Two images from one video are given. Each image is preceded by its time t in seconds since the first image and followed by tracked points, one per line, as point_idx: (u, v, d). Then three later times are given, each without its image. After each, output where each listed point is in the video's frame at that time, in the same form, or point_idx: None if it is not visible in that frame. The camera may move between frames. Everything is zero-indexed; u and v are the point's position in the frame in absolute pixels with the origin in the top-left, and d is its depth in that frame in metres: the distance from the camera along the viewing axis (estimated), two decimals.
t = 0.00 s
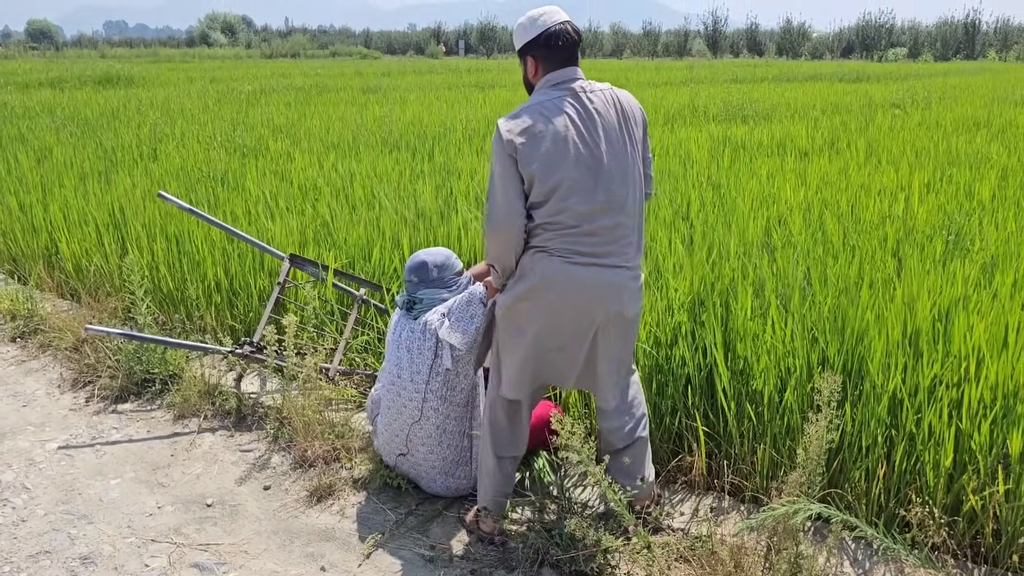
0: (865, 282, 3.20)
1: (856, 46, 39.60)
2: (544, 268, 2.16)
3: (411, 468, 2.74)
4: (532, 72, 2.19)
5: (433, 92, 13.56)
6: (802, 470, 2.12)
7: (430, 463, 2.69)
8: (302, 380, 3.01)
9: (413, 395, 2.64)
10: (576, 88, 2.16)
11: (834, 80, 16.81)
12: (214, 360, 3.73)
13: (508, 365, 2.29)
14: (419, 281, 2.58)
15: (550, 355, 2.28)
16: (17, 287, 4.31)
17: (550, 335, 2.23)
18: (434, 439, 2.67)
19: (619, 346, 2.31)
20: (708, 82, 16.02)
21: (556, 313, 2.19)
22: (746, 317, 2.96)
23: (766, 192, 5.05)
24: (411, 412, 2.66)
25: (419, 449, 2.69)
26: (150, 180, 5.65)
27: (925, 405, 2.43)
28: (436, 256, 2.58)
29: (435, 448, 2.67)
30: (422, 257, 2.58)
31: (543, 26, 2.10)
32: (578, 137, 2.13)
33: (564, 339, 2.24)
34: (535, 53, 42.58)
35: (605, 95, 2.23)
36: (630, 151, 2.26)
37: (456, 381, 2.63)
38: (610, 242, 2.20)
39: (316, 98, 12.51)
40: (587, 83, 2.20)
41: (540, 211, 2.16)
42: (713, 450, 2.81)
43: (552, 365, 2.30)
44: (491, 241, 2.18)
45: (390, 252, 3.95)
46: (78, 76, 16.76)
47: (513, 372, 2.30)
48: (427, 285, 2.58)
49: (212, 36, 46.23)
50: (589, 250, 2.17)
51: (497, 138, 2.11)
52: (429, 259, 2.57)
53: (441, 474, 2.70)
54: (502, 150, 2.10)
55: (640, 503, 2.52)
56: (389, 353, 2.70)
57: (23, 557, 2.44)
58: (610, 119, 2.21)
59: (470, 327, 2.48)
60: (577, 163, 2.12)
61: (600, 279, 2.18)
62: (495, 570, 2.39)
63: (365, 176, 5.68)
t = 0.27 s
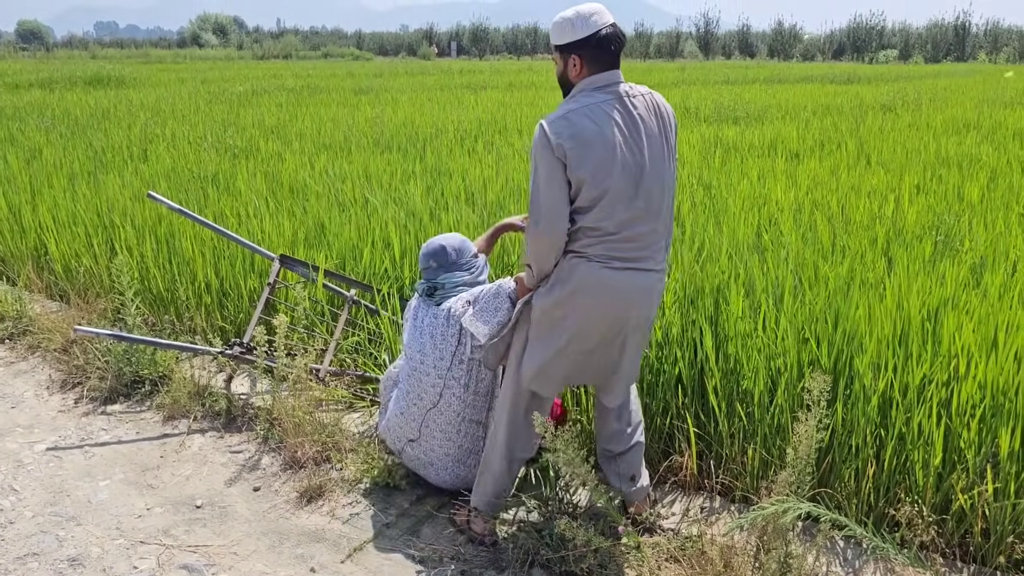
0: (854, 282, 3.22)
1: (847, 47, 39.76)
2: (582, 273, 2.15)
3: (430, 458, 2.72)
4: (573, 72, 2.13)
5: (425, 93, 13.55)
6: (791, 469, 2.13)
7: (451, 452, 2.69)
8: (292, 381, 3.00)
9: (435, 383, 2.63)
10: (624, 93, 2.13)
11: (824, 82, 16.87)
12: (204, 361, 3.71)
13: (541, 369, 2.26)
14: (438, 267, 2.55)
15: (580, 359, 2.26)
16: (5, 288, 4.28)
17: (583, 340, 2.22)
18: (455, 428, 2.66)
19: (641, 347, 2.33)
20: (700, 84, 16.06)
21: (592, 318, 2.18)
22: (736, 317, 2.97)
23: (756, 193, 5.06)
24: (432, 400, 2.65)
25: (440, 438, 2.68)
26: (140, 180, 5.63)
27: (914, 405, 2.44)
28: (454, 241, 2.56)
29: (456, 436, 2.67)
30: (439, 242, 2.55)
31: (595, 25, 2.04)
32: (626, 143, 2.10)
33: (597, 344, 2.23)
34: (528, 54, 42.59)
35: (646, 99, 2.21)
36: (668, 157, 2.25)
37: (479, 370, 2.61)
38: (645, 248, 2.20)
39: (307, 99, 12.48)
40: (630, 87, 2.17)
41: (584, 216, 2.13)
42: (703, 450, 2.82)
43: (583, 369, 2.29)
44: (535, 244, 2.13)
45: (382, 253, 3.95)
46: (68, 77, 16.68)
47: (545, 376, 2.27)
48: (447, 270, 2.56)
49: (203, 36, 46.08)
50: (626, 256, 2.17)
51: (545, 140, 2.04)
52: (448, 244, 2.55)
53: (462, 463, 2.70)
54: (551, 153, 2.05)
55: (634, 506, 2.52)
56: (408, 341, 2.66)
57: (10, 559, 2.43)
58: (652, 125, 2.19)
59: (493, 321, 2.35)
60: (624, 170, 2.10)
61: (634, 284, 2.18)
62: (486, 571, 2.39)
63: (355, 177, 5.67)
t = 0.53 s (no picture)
0: (843, 284, 3.23)
1: (837, 49, 39.95)
2: (597, 278, 2.15)
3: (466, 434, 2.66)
4: (569, 71, 2.09)
5: (416, 94, 13.55)
6: (780, 470, 2.13)
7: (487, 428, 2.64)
8: (283, 383, 3.00)
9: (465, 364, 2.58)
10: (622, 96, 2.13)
11: (815, 84, 16.94)
12: (195, 363, 3.70)
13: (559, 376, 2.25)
14: (459, 241, 2.53)
15: (597, 363, 2.25)
16: None
17: (600, 343, 2.21)
18: (490, 407, 2.61)
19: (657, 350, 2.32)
20: (691, 85, 16.11)
21: (607, 322, 2.18)
22: (726, 318, 2.98)
23: (746, 195, 5.09)
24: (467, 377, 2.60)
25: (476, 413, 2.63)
26: (129, 182, 5.61)
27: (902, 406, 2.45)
28: (475, 214, 2.55)
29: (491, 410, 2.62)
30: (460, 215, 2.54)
31: (597, 28, 2.00)
32: (629, 147, 2.11)
33: (613, 348, 2.23)
34: (520, 57, 42.62)
35: (641, 100, 2.21)
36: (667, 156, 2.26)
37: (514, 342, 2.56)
38: (655, 249, 2.20)
39: (299, 101, 12.46)
40: (626, 89, 2.17)
41: (595, 223, 2.13)
42: (693, 451, 2.83)
43: (600, 374, 2.28)
44: (551, 254, 2.12)
45: (373, 255, 3.95)
46: (58, 79, 16.61)
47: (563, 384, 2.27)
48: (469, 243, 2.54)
49: (194, 37, 45.94)
50: (637, 258, 2.17)
51: (551, 151, 2.03)
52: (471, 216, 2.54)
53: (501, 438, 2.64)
54: (560, 164, 2.03)
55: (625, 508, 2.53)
56: (435, 318, 2.61)
57: None
58: (650, 125, 2.20)
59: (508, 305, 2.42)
60: (630, 175, 2.10)
61: (648, 286, 2.18)
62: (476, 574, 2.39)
63: (346, 179, 5.67)
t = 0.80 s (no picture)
0: (834, 286, 3.24)
1: (829, 52, 40.13)
2: (606, 285, 2.15)
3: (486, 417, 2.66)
4: (571, 82, 2.10)
5: (409, 97, 13.55)
6: (770, 472, 2.13)
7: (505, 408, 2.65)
8: (274, 387, 2.99)
9: (478, 344, 2.59)
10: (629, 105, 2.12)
11: (807, 87, 17.02)
12: (185, 367, 3.69)
13: (569, 384, 2.25)
14: (458, 224, 2.52)
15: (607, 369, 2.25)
16: None
17: (610, 348, 2.21)
18: (506, 386, 2.63)
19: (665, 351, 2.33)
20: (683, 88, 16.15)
21: (615, 329, 2.18)
22: (717, 321, 2.99)
23: (738, 198, 5.10)
24: (483, 358, 2.60)
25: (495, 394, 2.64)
26: (120, 185, 5.58)
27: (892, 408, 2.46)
28: (472, 195, 2.54)
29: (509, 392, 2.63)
30: (457, 198, 2.52)
31: (593, 37, 2.01)
32: (638, 158, 2.10)
33: (622, 355, 2.22)
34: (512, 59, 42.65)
35: (648, 104, 2.20)
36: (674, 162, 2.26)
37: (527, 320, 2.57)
38: (662, 254, 2.21)
39: (291, 103, 12.45)
40: (632, 96, 2.15)
41: (606, 234, 2.12)
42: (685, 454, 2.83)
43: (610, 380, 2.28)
44: (562, 268, 2.12)
45: (365, 258, 3.94)
46: (49, 81, 16.53)
47: (573, 392, 2.26)
48: (470, 223, 2.53)
49: (186, 40, 45.82)
50: (645, 263, 2.17)
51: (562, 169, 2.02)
52: (468, 197, 2.53)
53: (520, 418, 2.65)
54: (570, 180, 2.02)
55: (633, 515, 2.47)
56: (444, 300, 2.61)
57: None
58: (658, 131, 2.19)
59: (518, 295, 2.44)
60: (639, 185, 2.10)
61: (654, 289, 2.18)
62: None
63: (338, 182, 5.66)
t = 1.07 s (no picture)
0: (825, 289, 3.26)
1: (820, 57, 40.31)
2: (600, 285, 2.16)
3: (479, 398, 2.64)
4: (572, 85, 2.11)
5: (401, 101, 13.55)
6: (763, 475, 2.14)
7: (498, 389, 2.63)
8: (267, 391, 2.99)
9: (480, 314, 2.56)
10: (629, 108, 2.11)
11: (799, 92, 17.09)
12: (177, 371, 3.68)
13: (565, 384, 2.26)
14: (473, 197, 2.47)
15: (604, 371, 2.25)
16: None
17: (606, 350, 2.21)
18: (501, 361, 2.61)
19: (666, 355, 2.31)
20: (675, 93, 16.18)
21: (610, 329, 2.19)
22: (710, 324, 3.01)
23: (730, 201, 5.13)
24: (480, 336, 2.59)
25: (488, 374, 2.62)
26: (111, 189, 5.56)
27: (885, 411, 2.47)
28: (488, 170, 2.48)
29: (504, 373, 2.62)
30: (473, 170, 2.47)
31: (592, 39, 2.01)
32: (636, 162, 2.10)
33: (619, 356, 2.23)
34: (505, 63, 42.72)
35: (650, 109, 2.19)
36: (676, 165, 2.25)
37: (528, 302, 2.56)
38: (660, 257, 2.20)
39: (283, 107, 12.44)
40: (633, 100, 2.15)
41: (601, 237, 2.13)
42: (678, 457, 2.84)
43: (607, 382, 2.27)
44: (556, 268, 2.13)
45: (357, 262, 3.94)
46: (40, 85, 16.47)
47: (571, 394, 2.27)
48: (481, 198, 2.48)
49: (177, 44, 45.72)
50: (642, 265, 2.17)
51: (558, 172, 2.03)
52: (485, 171, 2.48)
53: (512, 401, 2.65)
54: (565, 182, 2.03)
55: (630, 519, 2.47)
56: (447, 273, 2.58)
57: None
58: (658, 136, 2.18)
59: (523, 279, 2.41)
60: (637, 190, 2.10)
61: (651, 291, 2.18)
62: None
63: (331, 186, 5.66)
